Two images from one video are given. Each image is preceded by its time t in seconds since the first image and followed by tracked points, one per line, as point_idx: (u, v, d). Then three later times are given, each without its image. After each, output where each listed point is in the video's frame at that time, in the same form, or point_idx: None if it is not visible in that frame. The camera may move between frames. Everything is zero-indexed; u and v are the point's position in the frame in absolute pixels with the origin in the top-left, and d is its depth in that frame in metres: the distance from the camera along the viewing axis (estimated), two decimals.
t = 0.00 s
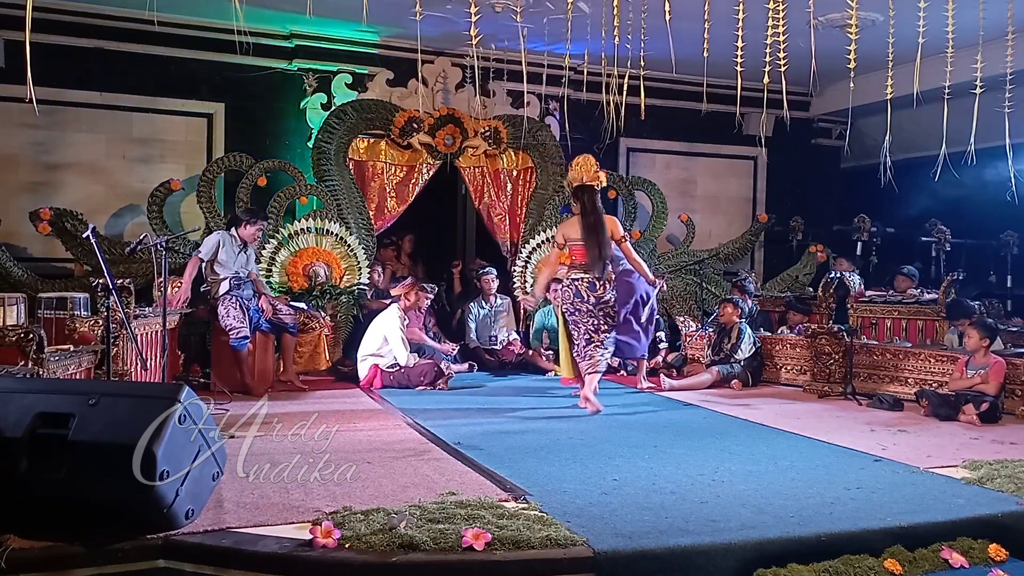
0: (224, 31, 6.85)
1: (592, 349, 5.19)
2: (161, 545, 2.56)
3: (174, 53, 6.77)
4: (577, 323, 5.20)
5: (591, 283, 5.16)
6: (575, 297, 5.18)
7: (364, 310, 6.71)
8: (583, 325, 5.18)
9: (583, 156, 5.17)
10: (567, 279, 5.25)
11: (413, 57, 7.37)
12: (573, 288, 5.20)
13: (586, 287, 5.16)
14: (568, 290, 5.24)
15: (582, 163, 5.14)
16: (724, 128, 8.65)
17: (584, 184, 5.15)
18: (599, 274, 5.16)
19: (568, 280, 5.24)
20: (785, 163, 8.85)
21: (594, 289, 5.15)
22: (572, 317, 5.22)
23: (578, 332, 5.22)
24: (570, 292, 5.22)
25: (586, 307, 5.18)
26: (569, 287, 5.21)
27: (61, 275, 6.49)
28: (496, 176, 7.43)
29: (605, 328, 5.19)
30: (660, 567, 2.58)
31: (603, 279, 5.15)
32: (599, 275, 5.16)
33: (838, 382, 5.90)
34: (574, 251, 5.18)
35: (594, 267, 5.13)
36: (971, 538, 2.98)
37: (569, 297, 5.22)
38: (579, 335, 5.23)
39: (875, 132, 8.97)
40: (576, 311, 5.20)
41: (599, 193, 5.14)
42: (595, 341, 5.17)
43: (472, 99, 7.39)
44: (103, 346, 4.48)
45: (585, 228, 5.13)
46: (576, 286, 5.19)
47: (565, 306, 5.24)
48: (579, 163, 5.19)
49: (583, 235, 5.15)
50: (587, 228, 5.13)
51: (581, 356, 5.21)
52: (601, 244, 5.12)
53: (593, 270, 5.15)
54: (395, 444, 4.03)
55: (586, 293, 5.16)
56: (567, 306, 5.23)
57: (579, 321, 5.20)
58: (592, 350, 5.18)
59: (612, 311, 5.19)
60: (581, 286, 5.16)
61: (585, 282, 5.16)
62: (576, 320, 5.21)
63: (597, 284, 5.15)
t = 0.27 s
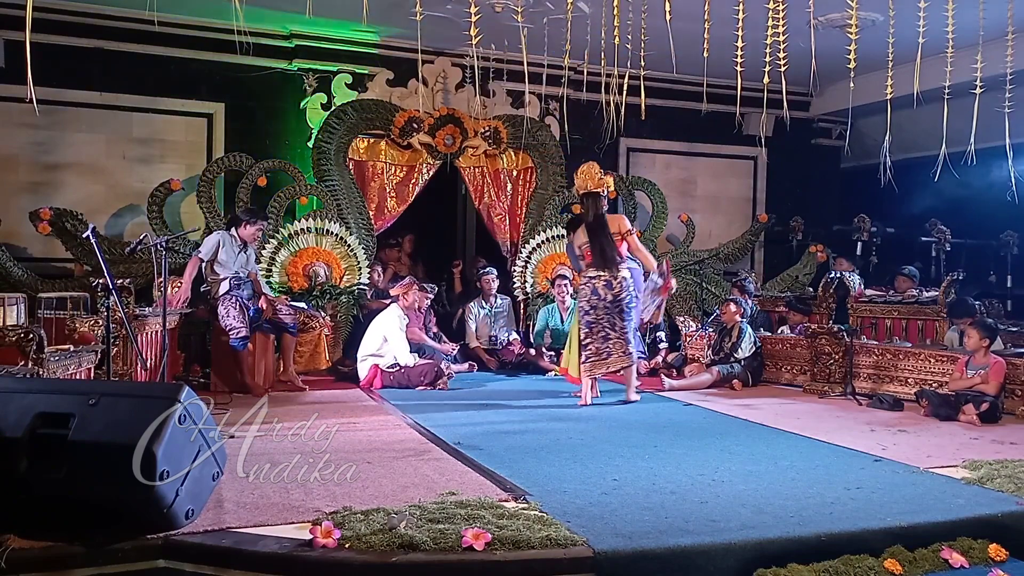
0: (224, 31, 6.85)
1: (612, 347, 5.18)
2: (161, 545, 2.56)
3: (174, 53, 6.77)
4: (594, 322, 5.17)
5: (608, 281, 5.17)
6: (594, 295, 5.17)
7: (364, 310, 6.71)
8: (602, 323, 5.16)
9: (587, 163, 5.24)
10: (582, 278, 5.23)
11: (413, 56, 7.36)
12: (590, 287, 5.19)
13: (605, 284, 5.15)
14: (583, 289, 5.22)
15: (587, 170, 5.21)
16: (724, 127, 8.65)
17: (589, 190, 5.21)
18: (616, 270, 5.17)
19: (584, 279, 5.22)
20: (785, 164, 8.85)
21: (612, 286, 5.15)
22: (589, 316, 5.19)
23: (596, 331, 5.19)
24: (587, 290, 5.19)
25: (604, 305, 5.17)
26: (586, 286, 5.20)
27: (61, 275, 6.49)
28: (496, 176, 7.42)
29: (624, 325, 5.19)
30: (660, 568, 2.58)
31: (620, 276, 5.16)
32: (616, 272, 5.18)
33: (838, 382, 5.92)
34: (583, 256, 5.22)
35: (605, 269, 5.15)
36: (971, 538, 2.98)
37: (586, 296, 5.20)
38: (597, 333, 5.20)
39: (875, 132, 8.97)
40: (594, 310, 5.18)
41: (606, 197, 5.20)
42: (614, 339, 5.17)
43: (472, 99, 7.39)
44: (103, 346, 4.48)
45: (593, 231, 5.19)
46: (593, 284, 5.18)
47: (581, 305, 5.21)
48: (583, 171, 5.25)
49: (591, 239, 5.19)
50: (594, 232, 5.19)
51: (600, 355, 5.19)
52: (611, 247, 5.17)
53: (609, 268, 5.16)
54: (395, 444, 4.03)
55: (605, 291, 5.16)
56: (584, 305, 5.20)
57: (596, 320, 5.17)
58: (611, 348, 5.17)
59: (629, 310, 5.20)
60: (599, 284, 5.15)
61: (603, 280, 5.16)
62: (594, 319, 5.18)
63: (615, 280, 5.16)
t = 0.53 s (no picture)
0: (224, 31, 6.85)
1: (642, 346, 5.27)
2: (161, 545, 2.55)
3: (174, 53, 6.77)
4: (624, 324, 5.24)
5: (635, 282, 5.23)
6: (624, 297, 5.21)
7: (364, 310, 6.71)
8: (632, 324, 5.23)
9: (598, 171, 5.24)
10: (608, 281, 5.27)
11: (413, 56, 7.36)
12: (618, 290, 5.23)
13: (633, 286, 5.21)
14: (611, 292, 5.26)
15: (597, 176, 5.21)
16: (724, 127, 8.65)
17: (599, 197, 5.22)
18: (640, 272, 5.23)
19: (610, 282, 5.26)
20: (785, 164, 8.85)
21: (641, 288, 5.21)
22: (617, 318, 5.25)
23: (626, 332, 5.25)
24: (616, 293, 5.23)
25: (632, 306, 5.23)
26: (613, 288, 5.24)
27: (61, 275, 6.49)
28: (496, 176, 7.40)
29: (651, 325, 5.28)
30: (660, 568, 2.58)
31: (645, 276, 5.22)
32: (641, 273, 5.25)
33: (838, 381, 5.93)
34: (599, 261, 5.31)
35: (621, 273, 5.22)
36: (971, 538, 2.98)
37: (614, 298, 5.25)
38: (626, 335, 5.26)
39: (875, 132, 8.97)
40: (624, 312, 5.24)
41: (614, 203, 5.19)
42: (644, 339, 5.25)
43: (472, 99, 7.39)
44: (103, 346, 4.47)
45: (608, 237, 5.23)
46: (621, 286, 5.22)
47: (609, 308, 5.25)
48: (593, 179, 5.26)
49: (605, 245, 5.25)
50: (606, 238, 5.25)
51: (630, 355, 5.27)
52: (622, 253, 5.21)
53: (634, 271, 5.22)
54: (395, 444, 4.03)
55: (633, 292, 5.22)
56: (613, 307, 5.25)
57: (626, 322, 5.24)
58: (639, 348, 5.25)
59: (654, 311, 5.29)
60: (628, 286, 5.20)
61: (630, 282, 5.21)
62: (624, 320, 5.24)
63: (641, 281, 5.22)
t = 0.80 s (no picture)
0: (224, 31, 6.85)
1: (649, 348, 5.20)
2: (161, 545, 2.55)
3: (174, 53, 6.77)
4: (633, 324, 5.18)
5: (648, 282, 5.18)
6: (635, 297, 5.16)
7: (364, 310, 6.70)
8: (641, 325, 5.17)
9: (611, 170, 5.25)
10: (620, 280, 5.22)
11: (413, 56, 7.36)
12: (630, 289, 5.18)
13: (645, 286, 5.16)
14: (622, 291, 5.20)
15: (611, 174, 5.22)
16: (724, 127, 8.64)
17: (613, 196, 5.25)
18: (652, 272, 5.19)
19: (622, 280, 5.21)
20: (785, 164, 8.85)
21: (653, 288, 5.16)
22: (627, 318, 5.18)
23: (635, 333, 5.19)
24: (628, 292, 5.17)
25: (643, 307, 5.18)
26: (625, 287, 5.19)
27: (61, 275, 6.49)
28: (496, 176, 7.42)
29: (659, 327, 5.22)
30: (660, 568, 2.58)
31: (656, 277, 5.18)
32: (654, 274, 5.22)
33: (837, 382, 5.90)
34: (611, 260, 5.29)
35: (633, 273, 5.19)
36: (971, 538, 2.98)
37: (624, 298, 5.19)
38: (635, 335, 5.20)
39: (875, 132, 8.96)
40: (634, 312, 5.18)
41: (627, 202, 5.20)
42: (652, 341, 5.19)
43: (472, 99, 7.39)
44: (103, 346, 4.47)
45: (620, 236, 5.23)
46: (633, 286, 5.17)
47: (620, 307, 5.19)
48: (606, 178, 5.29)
49: (617, 244, 5.24)
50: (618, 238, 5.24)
51: (637, 358, 5.18)
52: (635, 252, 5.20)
53: (646, 270, 5.18)
54: (395, 444, 4.03)
55: (645, 292, 5.17)
56: (623, 307, 5.18)
57: (635, 322, 5.18)
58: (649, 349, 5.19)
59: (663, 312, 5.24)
60: (640, 286, 5.15)
61: (643, 281, 5.17)
62: (634, 320, 5.18)
63: (653, 281, 5.18)
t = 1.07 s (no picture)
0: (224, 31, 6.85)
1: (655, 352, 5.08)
2: (161, 545, 2.55)
3: (174, 53, 6.77)
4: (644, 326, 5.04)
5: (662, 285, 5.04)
6: (649, 300, 5.01)
7: (364, 310, 6.67)
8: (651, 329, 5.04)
9: (632, 166, 5.09)
10: (633, 280, 5.04)
11: (413, 56, 7.35)
12: (643, 291, 5.02)
13: (660, 290, 5.01)
14: (634, 292, 5.03)
15: (632, 171, 5.06)
16: (724, 127, 8.64)
17: (631, 193, 5.08)
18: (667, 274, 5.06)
19: (635, 281, 5.03)
20: (785, 164, 8.85)
21: (667, 293, 5.03)
22: (637, 320, 5.04)
23: (643, 336, 5.05)
24: (641, 294, 5.01)
25: (655, 310, 5.04)
26: (639, 289, 5.02)
27: (61, 275, 6.49)
28: (496, 176, 7.43)
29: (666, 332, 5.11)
30: (660, 568, 2.58)
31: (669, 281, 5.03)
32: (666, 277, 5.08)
33: (837, 382, 5.88)
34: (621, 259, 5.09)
35: (647, 273, 5.02)
36: (971, 538, 2.98)
37: (636, 300, 5.03)
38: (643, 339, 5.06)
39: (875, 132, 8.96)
40: (644, 315, 5.03)
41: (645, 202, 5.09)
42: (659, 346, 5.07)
43: (472, 100, 7.38)
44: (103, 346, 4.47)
45: (637, 235, 5.04)
46: (648, 288, 5.01)
47: (631, 309, 5.03)
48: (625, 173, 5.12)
49: (633, 242, 5.05)
50: (634, 235, 5.05)
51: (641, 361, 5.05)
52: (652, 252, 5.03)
53: (661, 273, 5.03)
54: (395, 444, 4.03)
55: (659, 296, 5.02)
56: (634, 309, 5.03)
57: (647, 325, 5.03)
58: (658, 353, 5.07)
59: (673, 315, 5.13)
60: (656, 289, 5.00)
61: (657, 284, 5.02)
62: (644, 324, 5.04)
63: (667, 286, 5.05)
